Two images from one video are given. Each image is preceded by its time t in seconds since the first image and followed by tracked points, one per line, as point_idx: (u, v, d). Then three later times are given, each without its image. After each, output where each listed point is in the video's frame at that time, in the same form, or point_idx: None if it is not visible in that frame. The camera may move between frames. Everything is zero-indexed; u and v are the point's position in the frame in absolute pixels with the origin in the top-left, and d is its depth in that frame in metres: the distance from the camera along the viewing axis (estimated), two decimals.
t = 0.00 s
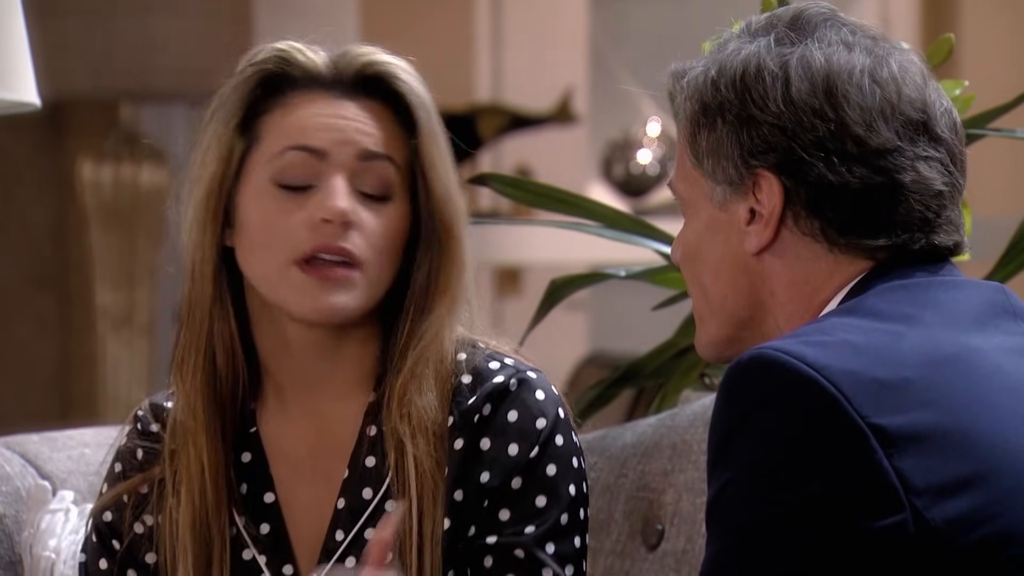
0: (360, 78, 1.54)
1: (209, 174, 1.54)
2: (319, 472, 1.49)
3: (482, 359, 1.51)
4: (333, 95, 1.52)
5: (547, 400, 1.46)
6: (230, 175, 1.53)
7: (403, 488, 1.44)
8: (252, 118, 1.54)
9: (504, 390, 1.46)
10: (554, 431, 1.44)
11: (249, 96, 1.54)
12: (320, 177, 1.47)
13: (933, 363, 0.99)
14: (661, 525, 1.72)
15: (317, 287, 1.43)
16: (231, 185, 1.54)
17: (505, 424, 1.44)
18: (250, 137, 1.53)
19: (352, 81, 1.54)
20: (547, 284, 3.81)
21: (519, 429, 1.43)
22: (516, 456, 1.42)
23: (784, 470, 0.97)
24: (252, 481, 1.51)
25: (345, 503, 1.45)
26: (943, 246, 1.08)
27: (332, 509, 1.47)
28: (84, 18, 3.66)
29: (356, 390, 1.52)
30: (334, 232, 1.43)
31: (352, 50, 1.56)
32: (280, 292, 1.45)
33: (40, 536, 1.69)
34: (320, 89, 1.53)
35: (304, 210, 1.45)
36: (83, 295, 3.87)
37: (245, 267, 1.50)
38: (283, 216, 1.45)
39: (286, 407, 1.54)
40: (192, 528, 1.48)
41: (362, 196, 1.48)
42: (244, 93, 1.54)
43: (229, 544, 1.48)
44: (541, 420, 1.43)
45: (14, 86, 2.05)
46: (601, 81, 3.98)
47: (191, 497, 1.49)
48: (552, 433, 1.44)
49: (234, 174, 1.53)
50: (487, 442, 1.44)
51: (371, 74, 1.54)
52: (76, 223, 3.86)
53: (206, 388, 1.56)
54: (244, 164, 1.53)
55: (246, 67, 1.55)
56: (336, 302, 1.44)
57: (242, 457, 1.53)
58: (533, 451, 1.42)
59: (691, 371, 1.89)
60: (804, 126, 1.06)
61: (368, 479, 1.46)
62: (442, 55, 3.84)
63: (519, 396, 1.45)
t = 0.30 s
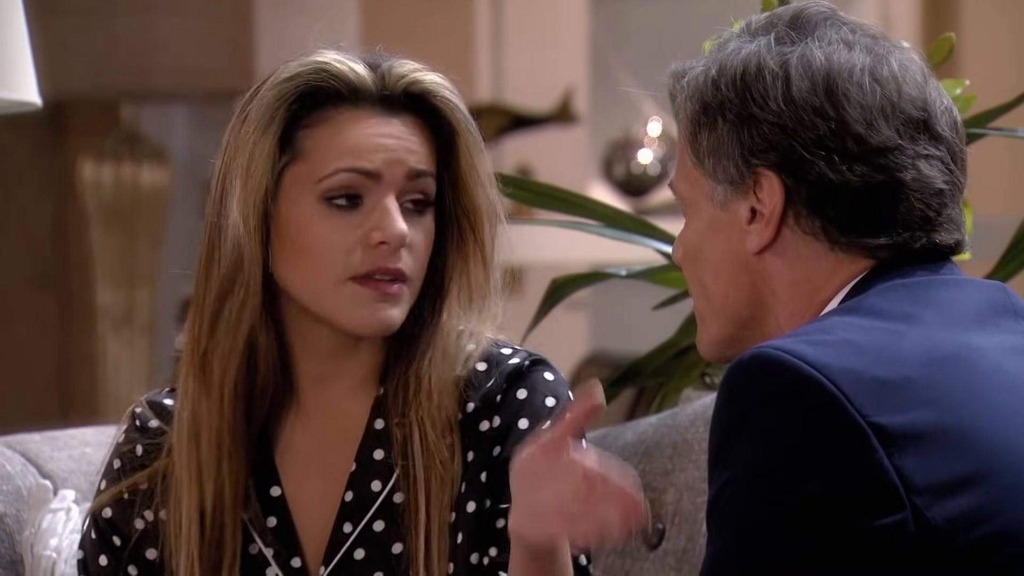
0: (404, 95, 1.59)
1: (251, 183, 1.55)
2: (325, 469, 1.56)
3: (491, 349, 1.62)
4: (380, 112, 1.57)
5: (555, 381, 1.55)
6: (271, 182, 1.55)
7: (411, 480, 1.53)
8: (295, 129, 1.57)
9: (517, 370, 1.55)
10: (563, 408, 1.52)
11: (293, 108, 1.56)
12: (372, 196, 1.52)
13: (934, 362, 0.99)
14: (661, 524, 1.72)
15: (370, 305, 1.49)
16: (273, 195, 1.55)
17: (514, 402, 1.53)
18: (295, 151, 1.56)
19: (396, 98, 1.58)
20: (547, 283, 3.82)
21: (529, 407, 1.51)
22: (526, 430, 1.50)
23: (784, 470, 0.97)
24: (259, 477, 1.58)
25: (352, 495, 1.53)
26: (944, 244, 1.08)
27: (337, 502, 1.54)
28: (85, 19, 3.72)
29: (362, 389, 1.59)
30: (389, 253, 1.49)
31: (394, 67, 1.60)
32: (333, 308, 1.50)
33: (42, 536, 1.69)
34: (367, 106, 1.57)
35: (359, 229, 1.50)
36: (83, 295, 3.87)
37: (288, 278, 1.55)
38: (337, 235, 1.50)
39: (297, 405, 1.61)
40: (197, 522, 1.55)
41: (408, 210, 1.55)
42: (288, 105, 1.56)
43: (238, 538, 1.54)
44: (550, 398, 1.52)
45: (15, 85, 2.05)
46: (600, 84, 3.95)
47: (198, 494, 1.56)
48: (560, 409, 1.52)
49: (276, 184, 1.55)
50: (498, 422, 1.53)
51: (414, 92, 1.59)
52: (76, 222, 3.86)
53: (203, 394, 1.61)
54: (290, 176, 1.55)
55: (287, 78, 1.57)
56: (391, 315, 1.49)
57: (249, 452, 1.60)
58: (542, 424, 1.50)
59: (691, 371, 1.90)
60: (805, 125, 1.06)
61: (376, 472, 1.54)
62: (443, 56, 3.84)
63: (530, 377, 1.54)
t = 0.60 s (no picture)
0: (413, 101, 1.54)
1: (254, 190, 1.50)
2: (328, 468, 1.53)
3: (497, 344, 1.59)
4: (390, 119, 1.52)
5: (559, 376, 1.54)
6: (277, 191, 1.51)
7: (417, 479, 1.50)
8: (304, 136, 1.52)
9: (522, 365, 1.55)
10: (567, 403, 1.51)
11: (302, 114, 1.51)
12: (382, 202, 1.48)
13: (933, 360, 0.99)
14: (660, 522, 1.73)
15: (375, 312, 1.46)
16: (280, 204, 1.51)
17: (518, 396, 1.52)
18: (304, 157, 1.51)
19: (405, 103, 1.53)
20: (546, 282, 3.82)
21: (533, 401, 1.50)
22: (528, 423, 1.49)
23: (785, 468, 0.97)
24: (267, 475, 1.55)
25: (358, 494, 1.50)
26: (942, 241, 1.08)
27: (344, 500, 1.51)
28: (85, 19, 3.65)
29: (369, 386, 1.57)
30: (398, 259, 1.46)
31: (403, 71, 1.55)
32: (341, 315, 1.47)
33: (40, 534, 1.69)
34: (376, 111, 1.52)
35: (368, 236, 1.46)
36: (83, 295, 3.87)
37: (296, 283, 1.51)
38: (346, 239, 1.46)
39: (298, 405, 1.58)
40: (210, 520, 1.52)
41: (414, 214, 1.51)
42: (296, 111, 1.51)
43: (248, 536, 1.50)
44: (552, 393, 1.51)
45: (14, 85, 2.05)
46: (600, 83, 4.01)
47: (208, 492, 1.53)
48: (564, 405, 1.51)
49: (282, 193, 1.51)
50: (501, 416, 1.52)
51: (424, 97, 1.54)
52: (77, 221, 3.87)
53: (211, 392, 1.56)
54: (299, 183, 1.51)
55: (297, 82, 1.51)
56: (396, 325, 1.47)
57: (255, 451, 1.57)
58: (545, 418, 1.49)
59: (689, 370, 1.90)
60: (803, 122, 1.06)
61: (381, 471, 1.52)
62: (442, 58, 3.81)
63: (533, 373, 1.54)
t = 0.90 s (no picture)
0: (393, 109, 1.51)
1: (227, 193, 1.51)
2: (325, 469, 1.53)
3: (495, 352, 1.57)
4: (366, 127, 1.49)
5: (555, 389, 1.52)
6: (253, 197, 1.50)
7: (411, 485, 1.50)
8: (280, 142, 1.51)
9: (518, 376, 1.52)
10: (563, 417, 1.49)
11: (277, 120, 1.51)
12: (357, 210, 1.46)
13: (931, 361, 0.99)
14: (660, 521, 1.73)
15: (348, 319, 1.45)
16: (256, 211, 1.51)
17: (514, 409, 1.50)
18: (280, 163, 1.51)
19: (384, 112, 1.50)
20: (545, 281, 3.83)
21: (528, 414, 1.49)
22: (523, 439, 1.47)
23: (784, 469, 0.97)
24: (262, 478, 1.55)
25: (353, 499, 1.50)
26: (940, 240, 1.09)
27: (338, 503, 1.51)
28: (84, 19, 3.66)
29: (365, 388, 1.57)
30: (368, 268, 1.44)
31: (387, 78, 1.52)
32: (313, 321, 1.47)
33: (38, 534, 1.69)
34: (355, 119, 1.50)
35: (341, 244, 1.45)
36: (82, 295, 3.87)
37: (274, 288, 1.51)
38: (320, 247, 1.45)
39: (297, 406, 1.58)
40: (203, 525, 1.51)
41: (392, 223, 1.49)
42: (271, 118, 1.50)
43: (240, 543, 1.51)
44: (549, 406, 1.49)
45: (13, 85, 2.05)
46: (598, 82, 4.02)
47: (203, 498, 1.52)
48: (560, 418, 1.49)
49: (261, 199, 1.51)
50: (497, 428, 1.50)
51: (404, 105, 1.51)
52: (76, 220, 3.86)
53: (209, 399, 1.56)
54: (274, 189, 1.50)
55: (276, 89, 1.51)
56: (369, 334, 1.46)
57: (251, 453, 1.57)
58: (540, 433, 1.47)
59: (687, 369, 1.90)
60: (800, 122, 1.07)
61: (377, 476, 1.51)
62: (440, 55, 3.83)
63: (530, 384, 1.51)
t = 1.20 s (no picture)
0: (394, 111, 1.50)
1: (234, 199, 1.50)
2: (325, 470, 1.53)
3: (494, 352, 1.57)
4: (369, 130, 1.49)
5: (554, 389, 1.51)
6: (259, 202, 1.50)
7: (410, 486, 1.50)
8: (283, 146, 1.50)
9: (518, 377, 1.52)
10: (562, 417, 1.49)
11: (280, 124, 1.50)
12: (363, 213, 1.45)
13: (934, 359, 0.99)
14: (661, 521, 1.73)
15: (364, 322, 1.45)
16: (261, 216, 1.50)
17: (514, 409, 1.49)
18: (285, 168, 1.50)
19: (386, 113, 1.50)
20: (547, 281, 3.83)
21: (528, 415, 1.48)
22: (523, 439, 1.47)
23: (786, 468, 0.96)
24: (260, 479, 1.55)
25: (351, 501, 1.50)
26: (946, 241, 1.09)
27: (337, 505, 1.51)
28: (85, 19, 3.66)
29: (364, 387, 1.56)
30: (379, 271, 1.44)
31: (387, 80, 1.51)
32: (326, 324, 1.46)
33: (40, 533, 1.69)
34: (356, 122, 1.49)
35: (349, 247, 1.44)
36: (83, 294, 3.87)
37: (280, 291, 1.50)
38: (328, 250, 1.45)
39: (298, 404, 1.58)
40: (203, 525, 1.51)
41: (398, 224, 1.48)
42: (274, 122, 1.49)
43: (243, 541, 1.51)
44: (548, 406, 1.49)
45: (15, 84, 2.05)
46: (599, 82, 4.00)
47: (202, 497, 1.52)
48: (560, 418, 1.48)
49: (266, 204, 1.50)
50: (497, 429, 1.50)
51: (405, 107, 1.50)
52: (77, 219, 3.86)
53: (205, 402, 1.56)
54: (279, 193, 1.50)
55: (274, 96, 1.50)
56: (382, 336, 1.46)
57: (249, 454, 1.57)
58: (540, 434, 1.47)
59: (688, 368, 1.89)
60: (810, 121, 1.06)
61: (376, 477, 1.51)
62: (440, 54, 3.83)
63: (530, 384, 1.51)
